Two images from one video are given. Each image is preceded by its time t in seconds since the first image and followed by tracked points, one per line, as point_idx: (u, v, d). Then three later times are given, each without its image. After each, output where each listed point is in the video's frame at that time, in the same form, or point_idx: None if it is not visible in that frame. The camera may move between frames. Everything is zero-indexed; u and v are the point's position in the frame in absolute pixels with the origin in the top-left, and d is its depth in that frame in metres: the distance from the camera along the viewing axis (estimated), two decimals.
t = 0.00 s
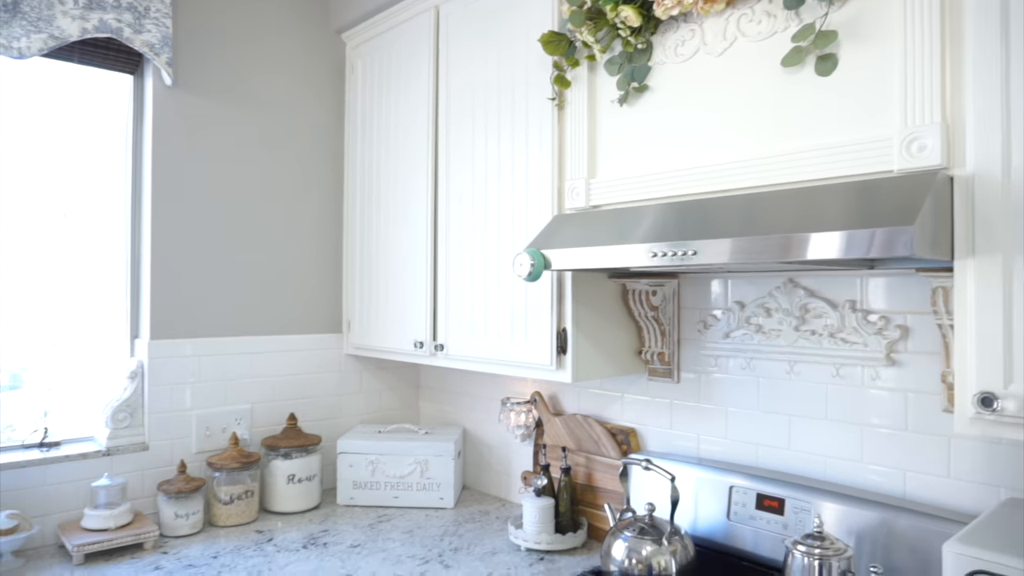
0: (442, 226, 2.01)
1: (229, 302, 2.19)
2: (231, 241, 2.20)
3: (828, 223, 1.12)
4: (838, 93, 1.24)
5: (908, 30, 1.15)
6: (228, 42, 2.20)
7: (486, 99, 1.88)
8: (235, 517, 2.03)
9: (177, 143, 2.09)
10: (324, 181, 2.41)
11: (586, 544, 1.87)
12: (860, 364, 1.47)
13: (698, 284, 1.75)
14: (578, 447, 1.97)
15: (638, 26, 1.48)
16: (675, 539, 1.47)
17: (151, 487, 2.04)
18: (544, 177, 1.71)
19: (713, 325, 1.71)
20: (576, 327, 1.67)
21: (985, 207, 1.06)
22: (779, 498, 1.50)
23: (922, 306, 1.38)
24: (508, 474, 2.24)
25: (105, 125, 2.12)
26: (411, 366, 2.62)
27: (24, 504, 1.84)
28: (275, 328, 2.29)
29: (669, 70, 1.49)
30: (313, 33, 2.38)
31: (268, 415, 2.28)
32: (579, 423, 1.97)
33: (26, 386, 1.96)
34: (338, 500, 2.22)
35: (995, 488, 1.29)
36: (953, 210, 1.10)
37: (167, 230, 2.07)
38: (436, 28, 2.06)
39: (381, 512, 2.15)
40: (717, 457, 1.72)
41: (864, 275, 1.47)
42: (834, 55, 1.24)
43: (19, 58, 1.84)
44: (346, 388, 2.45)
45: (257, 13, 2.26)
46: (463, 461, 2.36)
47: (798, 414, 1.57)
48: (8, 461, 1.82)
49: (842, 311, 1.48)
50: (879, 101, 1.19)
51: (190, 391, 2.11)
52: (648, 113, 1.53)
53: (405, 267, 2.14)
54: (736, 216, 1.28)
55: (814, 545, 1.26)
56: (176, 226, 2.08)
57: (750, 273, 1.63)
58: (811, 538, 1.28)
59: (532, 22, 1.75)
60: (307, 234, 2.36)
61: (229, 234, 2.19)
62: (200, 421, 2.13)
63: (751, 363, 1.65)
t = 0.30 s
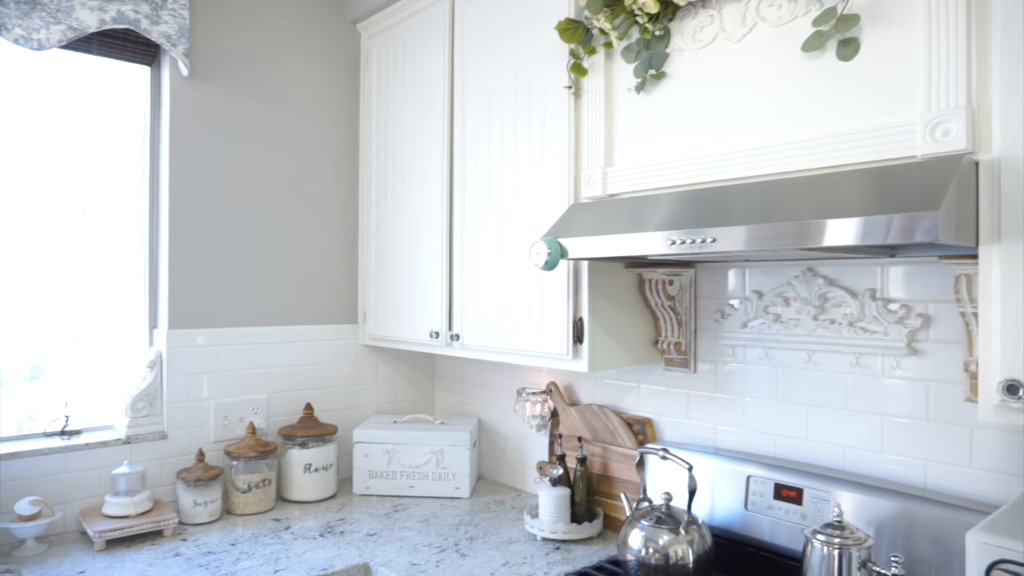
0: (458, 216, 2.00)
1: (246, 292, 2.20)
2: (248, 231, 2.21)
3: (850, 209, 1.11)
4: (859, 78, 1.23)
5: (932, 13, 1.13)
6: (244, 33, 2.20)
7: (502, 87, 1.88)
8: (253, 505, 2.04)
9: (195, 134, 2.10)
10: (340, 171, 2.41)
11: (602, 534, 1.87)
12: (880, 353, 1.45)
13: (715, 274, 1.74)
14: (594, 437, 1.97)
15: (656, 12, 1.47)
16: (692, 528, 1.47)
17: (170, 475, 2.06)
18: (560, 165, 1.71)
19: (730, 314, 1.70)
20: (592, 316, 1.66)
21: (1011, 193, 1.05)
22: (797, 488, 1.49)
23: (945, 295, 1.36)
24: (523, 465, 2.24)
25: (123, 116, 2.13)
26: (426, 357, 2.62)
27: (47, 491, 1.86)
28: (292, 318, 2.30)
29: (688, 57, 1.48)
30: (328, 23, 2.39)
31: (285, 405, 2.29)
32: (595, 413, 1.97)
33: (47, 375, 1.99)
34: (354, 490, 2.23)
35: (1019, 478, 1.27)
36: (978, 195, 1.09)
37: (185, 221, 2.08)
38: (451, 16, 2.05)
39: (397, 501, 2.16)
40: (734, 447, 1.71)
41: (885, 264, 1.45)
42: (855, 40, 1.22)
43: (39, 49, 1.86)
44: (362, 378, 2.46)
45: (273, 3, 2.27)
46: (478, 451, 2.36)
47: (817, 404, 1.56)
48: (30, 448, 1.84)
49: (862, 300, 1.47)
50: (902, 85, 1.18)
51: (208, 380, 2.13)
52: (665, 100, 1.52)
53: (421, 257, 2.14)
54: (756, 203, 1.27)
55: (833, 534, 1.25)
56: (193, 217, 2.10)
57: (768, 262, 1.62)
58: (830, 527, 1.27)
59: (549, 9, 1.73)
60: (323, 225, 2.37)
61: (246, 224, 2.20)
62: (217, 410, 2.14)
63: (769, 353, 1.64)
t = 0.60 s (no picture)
0: (473, 207, 2.00)
1: (262, 284, 2.21)
2: (264, 224, 2.21)
3: (873, 194, 1.09)
4: (882, 61, 1.21)
5: None
6: (258, 25, 2.20)
7: (517, 77, 1.87)
8: (271, 496, 2.06)
9: (211, 127, 2.11)
10: (354, 164, 2.41)
11: (619, 525, 1.86)
12: (901, 342, 1.44)
13: (733, 263, 1.73)
14: (611, 428, 1.97)
15: None
16: (710, 518, 1.46)
17: (189, 466, 2.08)
18: (576, 155, 1.70)
19: (748, 304, 1.69)
20: (608, 306, 1.65)
21: None
22: (817, 478, 1.48)
23: (969, 282, 1.34)
24: (539, 456, 2.24)
25: (139, 110, 2.14)
26: (442, 349, 2.62)
27: (68, 481, 1.88)
28: (308, 310, 2.31)
29: (705, 43, 1.46)
30: (342, 15, 2.38)
31: (302, 397, 2.30)
32: (611, 404, 1.96)
33: (68, 367, 2.01)
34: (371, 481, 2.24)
35: None
36: (1004, 180, 1.07)
37: (201, 213, 2.09)
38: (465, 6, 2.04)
39: (414, 492, 2.17)
40: (752, 437, 1.70)
41: (906, 252, 1.43)
42: (877, 23, 1.21)
43: (56, 44, 1.87)
44: (378, 370, 2.47)
45: None
46: (494, 443, 2.37)
47: (837, 394, 1.54)
48: (52, 439, 1.86)
49: (883, 288, 1.45)
50: (927, 69, 1.16)
51: (225, 372, 2.14)
52: (682, 87, 1.51)
53: (436, 248, 2.13)
54: (776, 190, 1.26)
55: (855, 524, 1.24)
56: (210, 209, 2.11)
57: (787, 251, 1.60)
58: (852, 517, 1.26)
59: None
60: (338, 218, 2.37)
61: (261, 217, 2.21)
62: (235, 402, 2.16)
63: (788, 343, 1.63)
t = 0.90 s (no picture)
0: (486, 198, 2.00)
1: (276, 275, 2.22)
2: (278, 216, 2.22)
3: (894, 181, 1.08)
4: (903, 48, 1.20)
5: None
6: (273, 17, 2.21)
7: (531, 67, 1.86)
8: (285, 486, 2.07)
9: (225, 119, 2.12)
10: (368, 156, 2.41)
11: (633, 517, 1.86)
12: (920, 333, 1.42)
13: (749, 254, 1.72)
14: (624, 420, 1.96)
15: None
16: (726, 510, 1.46)
17: (204, 456, 2.09)
18: (591, 145, 1.69)
19: (764, 295, 1.68)
20: (623, 297, 1.65)
21: None
22: (833, 470, 1.47)
23: (990, 272, 1.32)
24: (553, 448, 2.23)
25: (155, 102, 2.15)
26: (455, 341, 2.63)
27: (86, 470, 1.90)
28: (322, 301, 2.32)
29: (722, 31, 1.45)
30: (356, 7, 2.38)
31: (316, 388, 2.31)
32: (625, 395, 1.96)
33: (85, 357, 2.02)
34: (384, 472, 2.24)
35: None
36: None
37: (216, 205, 2.10)
38: None
39: (427, 483, 2.17)
40: (767, 429, 1.69)
41: (926, 242, 1.41)
42: (899, 9, 1.19)
43: (73, 36, 1.87)
44: (392, 361, 2.47)
45: None
46: (507, 435, 2.37)
47: (854, 385, 1.53)
48: (70, 428, 1.88)
49: (902, 279, 1.43)
50: (950, 54, 1.14)
51: (240, 363, 2.15)
52: (699, 76, 1.50)
53: (450, 240, 2.13)
54: (794, 178, 1.24)
55: (873, 515, 1.23)
56: (225, 201, 2.12)
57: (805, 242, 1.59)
58: (870, 508, 1.25)
59: None
60: (352, 210, 2.38)
61: (276, 209, 2.22)
62: (250, 392, 2.17)
63: (804, 334, 1.62)
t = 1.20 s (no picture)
0: (500, 189, 1.99)
1: (290, 267, 2.22)
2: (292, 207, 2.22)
3: (916, 168, 1.06)
4: (925, 34, 1.18)
5: None
6: (286, 8, 2.20)
7: (545, 57, 1.85)
8: (300, 477, 2.07)
9: (239, 111, 2.12)
10: (381, 147, 2.41)
11: (647, 509, 1.85)
12: (940, 324, 1.40)
13: (765, 245, 1.70)
14: (638, 412, 1.95)
15: None
16: (742, 502, 1.45)
17: (219, 447, 2.10)
18: (606, 135, 1.68)
19: (781, 286, 1.66)
20: (638, 288, 1.64)
21: None
22: (850, 462, 1.46)
23: (1012, 262, 1.30)
24: (566, 440, 2.23)
25: (169, 94, 2.16)
26: (468, 333, 2.62)
27: (103, 460, 1.91)
28: (335, 293, 2.32)
29: (740, 18, 1.44)
30: None
31: (330, 379, 2.31)
32: (639, 387, 1.95)
33: (101, 349, 2.04)
34: (398, 464, 2.25)
35: None
36: None
37: (230, 197, 2.10)
38: None
39: (441, 475, 2.18)
40: (783, 421, 1.68)
41: (946, 232, 1.39)
42: None
43: (88, 28, 1.88)
44: (405, 353, 2.47)
45: None
46: (520, 427, 2.37)
47: (872, 377, 1.51)
48: (87, 418, 1.90)
49: (922, 269, 1.41)
50: (975, 39, 1.12)
51: (254, 354, 2.16)
52: (715, 64, 1.48)
53: (463, 231, 2.12)
54: (814, 166, 1.23)
55: (892, 507, 1.22)
56: (239, 193, 2.12)
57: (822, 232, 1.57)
58: (889, 500, 1.24)
59: None
60: (365, 202, 2.37)
61: (289, 201, 2.22)
62: (264, 383, 2.17)
63: (821, 325, 1.60)
